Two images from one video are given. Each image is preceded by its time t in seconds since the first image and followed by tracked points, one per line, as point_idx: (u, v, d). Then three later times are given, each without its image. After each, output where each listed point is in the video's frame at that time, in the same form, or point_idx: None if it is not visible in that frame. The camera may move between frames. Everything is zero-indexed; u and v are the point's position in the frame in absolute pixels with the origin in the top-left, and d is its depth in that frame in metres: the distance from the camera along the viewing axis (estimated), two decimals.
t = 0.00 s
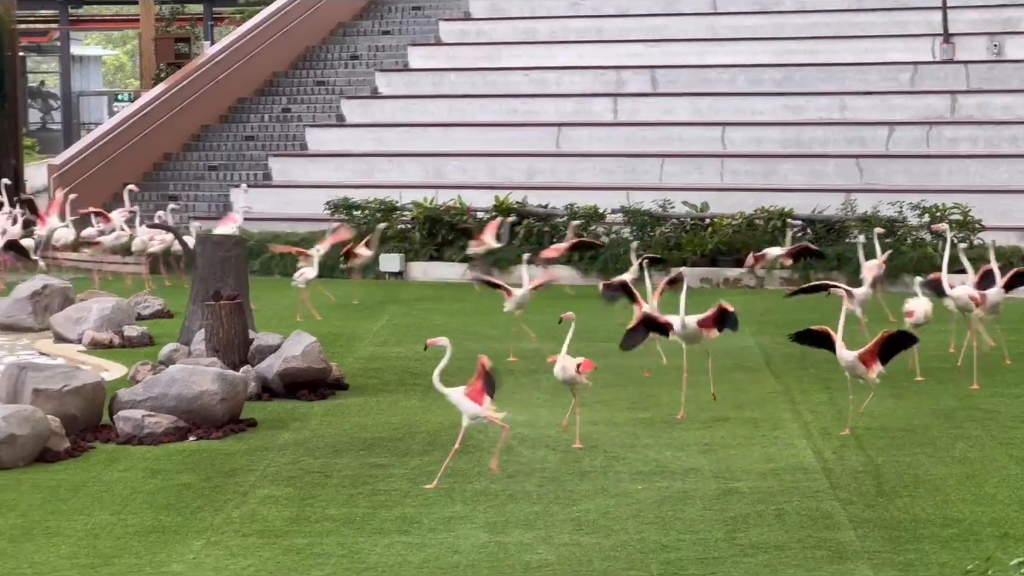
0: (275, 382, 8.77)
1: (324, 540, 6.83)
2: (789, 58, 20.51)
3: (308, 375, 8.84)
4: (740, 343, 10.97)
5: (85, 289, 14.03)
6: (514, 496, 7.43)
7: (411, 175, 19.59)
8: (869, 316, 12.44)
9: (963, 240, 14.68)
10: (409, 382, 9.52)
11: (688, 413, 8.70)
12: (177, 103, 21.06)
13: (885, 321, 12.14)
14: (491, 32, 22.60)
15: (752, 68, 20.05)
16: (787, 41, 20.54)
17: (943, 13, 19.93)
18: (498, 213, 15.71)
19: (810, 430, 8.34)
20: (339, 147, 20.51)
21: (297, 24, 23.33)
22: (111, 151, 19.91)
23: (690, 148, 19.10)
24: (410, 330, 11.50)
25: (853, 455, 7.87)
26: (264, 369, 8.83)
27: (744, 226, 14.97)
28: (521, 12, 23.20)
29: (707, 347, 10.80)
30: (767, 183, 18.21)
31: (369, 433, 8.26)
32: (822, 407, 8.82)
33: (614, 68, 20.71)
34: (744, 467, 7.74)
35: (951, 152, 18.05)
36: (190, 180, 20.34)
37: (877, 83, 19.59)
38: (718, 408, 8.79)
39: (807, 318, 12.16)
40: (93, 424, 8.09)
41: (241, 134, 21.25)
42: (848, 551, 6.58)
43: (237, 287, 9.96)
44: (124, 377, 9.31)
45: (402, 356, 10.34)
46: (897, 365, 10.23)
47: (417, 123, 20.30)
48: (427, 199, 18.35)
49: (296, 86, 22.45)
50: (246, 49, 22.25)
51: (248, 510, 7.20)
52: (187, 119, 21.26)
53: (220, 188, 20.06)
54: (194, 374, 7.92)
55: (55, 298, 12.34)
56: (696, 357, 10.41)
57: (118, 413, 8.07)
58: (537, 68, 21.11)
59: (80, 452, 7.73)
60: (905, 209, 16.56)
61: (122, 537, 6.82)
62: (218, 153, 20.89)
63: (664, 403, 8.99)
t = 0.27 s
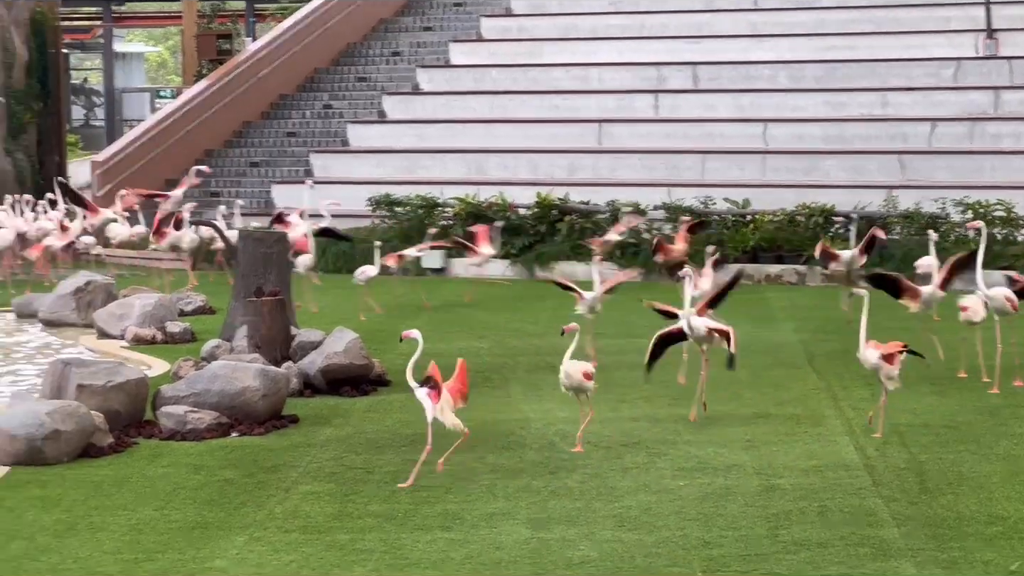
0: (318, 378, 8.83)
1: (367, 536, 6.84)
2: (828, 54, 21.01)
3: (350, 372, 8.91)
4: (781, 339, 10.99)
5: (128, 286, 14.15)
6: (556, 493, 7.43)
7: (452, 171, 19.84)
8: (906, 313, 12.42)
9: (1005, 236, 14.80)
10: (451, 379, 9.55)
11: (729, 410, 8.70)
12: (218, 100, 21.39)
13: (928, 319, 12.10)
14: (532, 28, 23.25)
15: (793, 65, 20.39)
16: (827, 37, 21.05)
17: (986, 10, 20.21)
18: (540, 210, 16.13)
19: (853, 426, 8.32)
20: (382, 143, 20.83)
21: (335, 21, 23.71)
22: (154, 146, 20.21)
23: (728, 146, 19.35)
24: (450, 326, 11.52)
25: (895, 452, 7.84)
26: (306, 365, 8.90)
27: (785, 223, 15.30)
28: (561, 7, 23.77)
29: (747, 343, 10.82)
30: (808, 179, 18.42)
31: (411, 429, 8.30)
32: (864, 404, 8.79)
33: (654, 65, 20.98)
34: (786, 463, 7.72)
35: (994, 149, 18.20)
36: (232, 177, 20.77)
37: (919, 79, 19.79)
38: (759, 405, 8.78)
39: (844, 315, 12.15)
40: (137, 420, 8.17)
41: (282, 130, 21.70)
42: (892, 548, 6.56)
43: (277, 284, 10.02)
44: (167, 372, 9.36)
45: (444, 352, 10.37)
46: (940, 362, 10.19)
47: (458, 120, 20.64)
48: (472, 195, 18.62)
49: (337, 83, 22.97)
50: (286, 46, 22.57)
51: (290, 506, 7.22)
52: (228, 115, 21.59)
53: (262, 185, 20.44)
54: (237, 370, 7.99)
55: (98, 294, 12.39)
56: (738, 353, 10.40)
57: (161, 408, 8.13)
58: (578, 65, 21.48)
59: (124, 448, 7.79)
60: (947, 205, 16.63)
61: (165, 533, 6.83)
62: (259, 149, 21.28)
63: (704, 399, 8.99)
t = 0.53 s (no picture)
0: (361, 377, 8.88)
1: (411, 536, 6.83)
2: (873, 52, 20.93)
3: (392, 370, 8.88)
4: (822, 338, 10.98)
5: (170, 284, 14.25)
6: (599, 492, 7.41)
7: (495, 171, 19.77)
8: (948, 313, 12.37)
9: None
10: (494, 378, 9.56)
11: (772, 409, 8.69)
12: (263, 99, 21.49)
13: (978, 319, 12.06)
14: (575, 28, 23.13)
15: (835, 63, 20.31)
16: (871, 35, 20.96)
17: None
18: (583, 208, 16.05)
19: (897, 426, 8.29)
20: (423, 141, 21.02)
21: (377, 20, 23.77)
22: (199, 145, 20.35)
23: (770, 145, 19.31)
24: (492, 326, 11.51)
25: (941, 452, 7.80)
26: (349, 364, 8.94)
27: (829, 222, 15.25)
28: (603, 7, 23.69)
29: (788, 343, 10.81)
30: (851, 178, 18.35)
31: (454, 430, 8.32)
32: (908, 404, 8.76)
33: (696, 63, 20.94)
34: (830, 463, 7.69)
35: None
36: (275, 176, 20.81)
37: (964, 77, 19.76)
38: (802, 405, 8.76)
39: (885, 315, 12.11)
40: (180, 418, 8.18)
41: (325, 129, 21.76)
42: (938, 548, 6.51)
43: (321, 282, 10.12)
44: (211, 372, 9.43)
45: (486, 351, 10.39)
46: (987, 361, 10.15)
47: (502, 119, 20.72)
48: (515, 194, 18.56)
49: (380, 82, 23.00)
50: (329, 45, 22.64)
51: (334, 504, 7.22)
52: (272, 114, 21.68)
53: (304, 183, 20.39)
54: (280, 369, 8.01)
55: (142, 293, 12.44)
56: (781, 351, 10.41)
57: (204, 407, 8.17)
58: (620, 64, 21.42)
59: (168, 446, 7.83)
60: (993, 203, 16.50)
61: (208, 531, 6.82)
62: (302, 148, 21.30)
63: (747, 399, 8.98)
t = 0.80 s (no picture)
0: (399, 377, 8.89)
1: (449, 535, 6.81)
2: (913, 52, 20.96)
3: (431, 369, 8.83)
4: (858, 337, 10.99)
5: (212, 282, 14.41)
6: (637, 491, 7.40)
7: (532, 170, 20.06)
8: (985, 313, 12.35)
9: None
10: (532, 377, 9.60)
11: (810, 409, 8.69)
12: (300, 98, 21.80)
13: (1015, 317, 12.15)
14: (613, 27, 23.33)
15: (874, 62, 20.49)
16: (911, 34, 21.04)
17: None
18: (621, 207, 16.41)
19: (937, 426, 8.27)
20: (461, 141, 21.24)
21: (415, 20, 23.97)
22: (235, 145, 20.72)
23: (808, 144, 19.46)
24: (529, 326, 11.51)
25: (981, 453, 7.77)
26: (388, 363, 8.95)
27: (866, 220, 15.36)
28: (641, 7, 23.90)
29: (824, 342, 10.82)
30: (890, 177, 18.49)
31: (492, 430, 8.34)
32: (947, 403, 8.77)
33: (734, 63, 21.13)
34: (870, 463, 7.68)
35: None
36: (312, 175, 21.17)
37: (1004, 75, 19.83)
38: (841, 404, 8.76)
39: (923, 316, 12.12)
40: (219, 417, 8.22)
41: (361, 129, 22.04)
42: (979, 549, 6.49)
43: (359, 282, 10.17)
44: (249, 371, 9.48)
45: (525, 350, 10.44)
46: None
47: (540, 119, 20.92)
48: (553, 193, 18.65)
49: (417, 81, 23.26)
50: (366, 45, 22.90)
51: (372, 503, 7.22)
52: (310, 114, 22.03)
53: (341, 182, 20.80)
54: (319, 368, 8.05)
55: (180, 292, 12.51)
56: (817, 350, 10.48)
57: (242, 406, 8.22)
58: (660, 64, 21.64)
59: (206, 445, 7.85)
60: None
61: (246, 530, 6.81)
62: (339, 148, 21.65)
63: (785, 398, 8.99)
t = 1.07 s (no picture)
0: (433, 376, 8.94)
1: (483, 535, 6.80)
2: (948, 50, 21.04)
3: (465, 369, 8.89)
4: (893, 338, 11.01)
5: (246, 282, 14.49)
6: (671, 492, 7.40)
7: (567, 170, 20.00)
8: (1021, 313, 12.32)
9: None
10: (566, 377, 9.62)
11: (845, 409, 8.71)
12: (334, 97, 21.66)
13: None
14: (646, 27, 23.39)
15: (908, 61, 20.45)
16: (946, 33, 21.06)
17: None
18: (653, 208, 16.05)
19: (972, 427, 8.27)
20: (494, 140, 21.16)
21: (448, 21, 23.84)
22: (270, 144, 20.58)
23: (841, 144, 19.44)
24: (563, 326, 11.49)
25: (1016, 454, 7.76)
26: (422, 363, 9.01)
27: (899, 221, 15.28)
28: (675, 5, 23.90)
29: (857, 343, 10.84)
30: (926, 177, 18.44)
31: (526, 430, 8.36)
32: (982, 404, 8.78)
33: (767, 63, 21.12)
34: (905, 464, 7.67)
35: None
36: (345, 175, 20.98)
37: None
38: (875, 405, 8.79)
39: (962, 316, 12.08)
40: (252, 417, 8.27)
41: (395, 129, 21.86)
42: (1015, 550, 6.47)
43: (392, 282, 10.21)
44: (282, 372, 9.53)
45: (558, 350, 10.46)
46: None
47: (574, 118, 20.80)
48: (586, 193, 18.60)
49: (451, 81, 23.12)
50: (400, 44, 22.77)
51: (406, 503, 7.23)
52: (342, 113, 21.88)
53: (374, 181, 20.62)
54: (353, 368, 8.11)
55: (213, 292, 12.52)
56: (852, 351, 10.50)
57: (276, 406, 8.27)
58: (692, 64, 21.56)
59: (240, 445, 7.89)
60: None
61: (280, 529, 6.81)
62: (374, 148, 21.43)
63: (820, 398, 9.01)
